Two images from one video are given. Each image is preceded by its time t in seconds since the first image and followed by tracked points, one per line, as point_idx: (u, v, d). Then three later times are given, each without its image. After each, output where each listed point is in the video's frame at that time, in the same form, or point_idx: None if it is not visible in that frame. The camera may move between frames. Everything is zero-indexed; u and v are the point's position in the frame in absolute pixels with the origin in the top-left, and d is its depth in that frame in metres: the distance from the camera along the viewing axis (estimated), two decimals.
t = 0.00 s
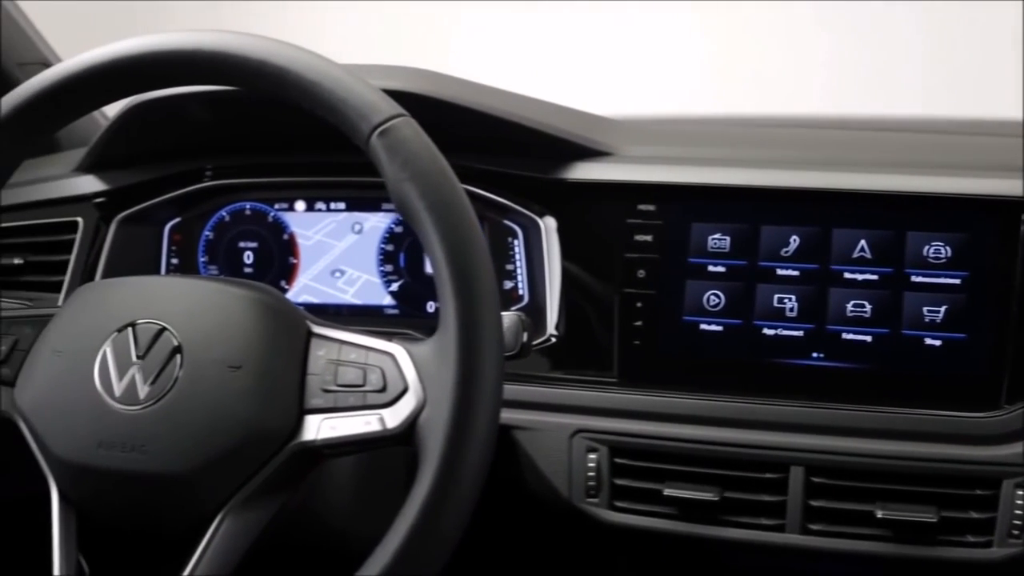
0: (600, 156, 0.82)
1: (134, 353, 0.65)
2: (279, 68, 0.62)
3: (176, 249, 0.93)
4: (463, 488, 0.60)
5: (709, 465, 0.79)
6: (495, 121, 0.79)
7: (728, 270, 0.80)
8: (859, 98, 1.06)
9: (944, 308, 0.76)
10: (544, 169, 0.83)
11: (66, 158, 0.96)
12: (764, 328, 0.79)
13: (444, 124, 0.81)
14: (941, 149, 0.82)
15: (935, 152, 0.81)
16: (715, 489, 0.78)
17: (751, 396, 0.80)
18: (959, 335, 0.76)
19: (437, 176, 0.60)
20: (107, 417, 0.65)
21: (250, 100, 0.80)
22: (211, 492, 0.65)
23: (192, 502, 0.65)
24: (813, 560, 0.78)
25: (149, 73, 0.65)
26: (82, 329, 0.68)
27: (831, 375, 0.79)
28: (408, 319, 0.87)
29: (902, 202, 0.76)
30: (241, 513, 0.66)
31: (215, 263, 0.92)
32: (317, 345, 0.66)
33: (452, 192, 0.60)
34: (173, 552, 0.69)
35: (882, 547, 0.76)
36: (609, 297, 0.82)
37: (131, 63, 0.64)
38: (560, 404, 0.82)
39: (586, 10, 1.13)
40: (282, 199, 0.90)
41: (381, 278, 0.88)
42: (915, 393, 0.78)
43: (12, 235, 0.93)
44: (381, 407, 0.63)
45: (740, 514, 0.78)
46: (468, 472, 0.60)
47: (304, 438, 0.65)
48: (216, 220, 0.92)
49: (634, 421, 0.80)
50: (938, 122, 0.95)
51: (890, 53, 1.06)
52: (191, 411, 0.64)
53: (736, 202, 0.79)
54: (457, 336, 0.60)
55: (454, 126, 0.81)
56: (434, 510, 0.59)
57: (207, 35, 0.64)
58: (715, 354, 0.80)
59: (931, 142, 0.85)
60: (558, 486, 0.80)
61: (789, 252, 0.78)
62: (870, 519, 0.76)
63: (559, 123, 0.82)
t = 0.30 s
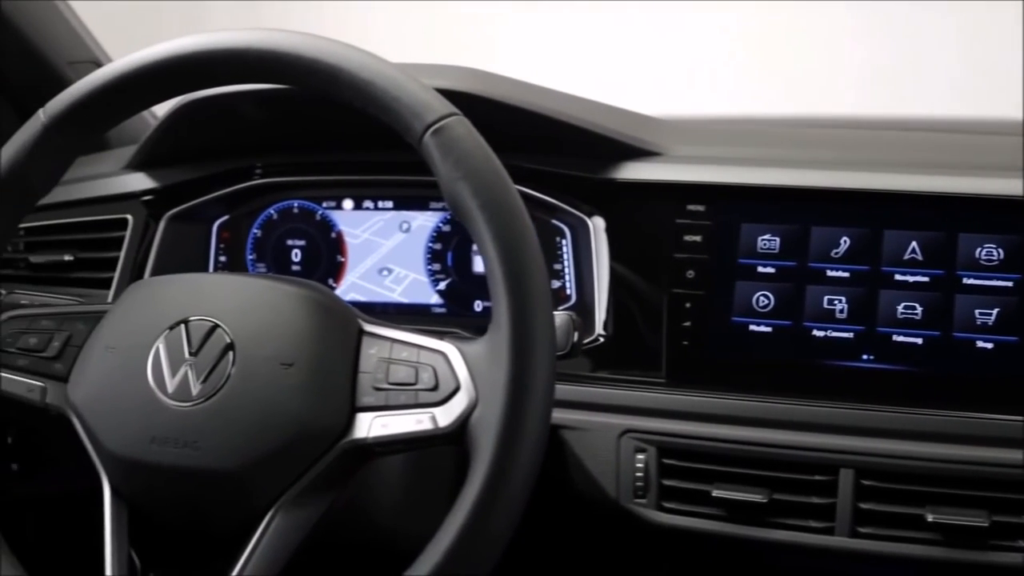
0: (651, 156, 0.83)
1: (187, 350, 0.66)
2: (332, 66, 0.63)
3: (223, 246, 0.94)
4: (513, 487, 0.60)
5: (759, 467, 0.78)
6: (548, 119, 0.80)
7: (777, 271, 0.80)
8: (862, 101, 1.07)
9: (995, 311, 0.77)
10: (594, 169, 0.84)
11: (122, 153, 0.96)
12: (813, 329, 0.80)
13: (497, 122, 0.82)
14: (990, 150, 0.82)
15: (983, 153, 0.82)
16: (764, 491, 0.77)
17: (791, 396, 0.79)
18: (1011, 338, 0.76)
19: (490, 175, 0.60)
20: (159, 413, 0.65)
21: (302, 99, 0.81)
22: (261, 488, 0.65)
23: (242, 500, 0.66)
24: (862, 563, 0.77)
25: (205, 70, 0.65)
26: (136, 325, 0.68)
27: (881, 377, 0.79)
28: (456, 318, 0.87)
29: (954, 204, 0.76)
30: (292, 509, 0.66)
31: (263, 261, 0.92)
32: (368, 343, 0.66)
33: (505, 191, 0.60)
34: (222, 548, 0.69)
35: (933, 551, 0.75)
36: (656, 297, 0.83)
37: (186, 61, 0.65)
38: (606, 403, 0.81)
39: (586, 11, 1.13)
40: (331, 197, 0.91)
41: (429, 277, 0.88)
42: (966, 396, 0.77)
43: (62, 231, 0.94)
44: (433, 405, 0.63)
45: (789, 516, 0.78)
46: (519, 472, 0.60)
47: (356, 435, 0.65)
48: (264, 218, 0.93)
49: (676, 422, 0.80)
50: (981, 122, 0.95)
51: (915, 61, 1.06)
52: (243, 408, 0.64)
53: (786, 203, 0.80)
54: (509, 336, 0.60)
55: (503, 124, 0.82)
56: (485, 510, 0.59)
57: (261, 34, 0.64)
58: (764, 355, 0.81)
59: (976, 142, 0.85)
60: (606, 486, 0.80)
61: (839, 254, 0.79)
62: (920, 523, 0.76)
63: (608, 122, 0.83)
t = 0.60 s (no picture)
0: (687, 156, 0.84)
1: (226, 348, 0.65)
2: (372, 65, 0.63)
3: (260, 244, 0.94)
4: (553, 487, 0.60)
5: (795, 469, 0.78)
6: (584, 119, 0.81)
7: (814, 271, 0.80)
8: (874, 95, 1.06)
9: None
10: (632, 168, 0.84)
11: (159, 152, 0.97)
12: (851, 331, 0.79)
13: (534, 121, 0.82)
14: None
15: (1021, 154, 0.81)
16: (801, 492, 0.77)
17: (814, 396, 0.79)
18: None
19: (530, 175, 0.60)
20: (198, 410, 0.65)
21: (341, 99, 0.81)
22: (296, 487, 0.65)
23: (277, 500, 0.65)
24: (901, 566, 0.77)
25: (246, 69, 0.65)
26: (175, 323, 0.69)
27: (919, 379, 0.78)
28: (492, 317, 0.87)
29: (993, 205, 0.76)
30: (330, 507, 0.65)
31: (299, 259, 0.93)
32: (407, 342, 0.67)
33: (545, 192, 0.60)
34: (258, 549, 0.69)
35: (971, 554, 0.75)
36: (692, 298, 0.83)
37: (226, 61, 0.65)
38: (641, 401, 0.81)
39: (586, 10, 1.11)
40: (367, 196, 0.91)
41: (465, 276, 0.88)
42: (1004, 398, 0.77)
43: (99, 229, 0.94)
44: (471, 404, 0.63)
45: (825, 519, 0.77)
46: (558, 472, 0.59)
47: (394, 434, 0.65)
48: (300, 217, 0.93)
49: (709, 422, 0.80)
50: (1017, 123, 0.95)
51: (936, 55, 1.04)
52: (282, 405, 0.64)
53: (824, 203, 0.79)
54: (548, 335, 0.60)
55: (539, 122, 0.82)
56: (523, 511, 0.59)
57: (301, 34, 0.64)
58: (800, 356, 0.80)
59: (1015, 143, 0.85)
60: (641, 487, 0.79)
61: (877, 255, 0.79)
62: (958, 526, 0.75)
63: (644, 122, 0.84)
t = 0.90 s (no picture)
0: (723, 156, 0.83)
1: (264, 347, 0.66)
2: (410, 64, 0.63)
3: (295, 244, 0.94)
4: (592, 488, 0.59)
5: (832, 471, 0.78)
6: (620, 118, 0.81)
7: (851, 272, 0.80)
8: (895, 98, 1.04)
9: None
10: (669, 168, 0.84)
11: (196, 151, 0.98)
12: (889, 332, 0.79)
13: (570, 120, 0.82)
14: None
15: None
16: (837, 493, 0.77)
17: (845, 397, 0.80)
18: None
19: (570, 174, 0.60)
20: (237, 408, 0.65)
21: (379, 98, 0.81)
22: (336, 485, 0.65)
23: (316, 497, 0.65)
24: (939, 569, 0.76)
25: (286, 67, 0.66)
26: (214, 322, 0.69)
27: (958, 381, 0.78)
28: (527, 316, 0.88)
29: None
30: (367, 506, 0.65)
31: (334, 258, 0.93)
32: (444, 341, 0.67)
33: (584, 191, 0.60)
34: (295, 546, 0.69)
35: (1008, 558, 0.74)
36: (728, 299, 0.83)
37: (265, 60, 0.65)
38: (672, 401, 0.82)
39: (586, 10, 1.13)
40: (402, 195, 0.91)
41: (500, 276, 0.89)
42: None
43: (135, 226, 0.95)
44: (510, 404, 0.63)
45: (862, 521, 0.77)
46: (597, 473, 0.59)
47: (432, 433, 0.65)
48: (336, 216, 0.93)
49: (741, 424, 0.80)
50: None
51: (960, 56, 1.01)
52: (320, 404, 0.64)
53: (860, 204, 0.79)
54: (587, 335, 0.59)
55: (576, 122, 0.82)
56: (562, 511, 0.58)
57: (339, 33, 0.65)
58: (837, 357, 0.80)
59: None
60: (677, 487, 0.79)
61: (915, 256, 0.78)
62: (996, 530, 0.74)
63: (680, 122, 0.84)
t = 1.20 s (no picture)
0: (757, 157, 0.83)
1: (300, 345, 0.65)
2: (447, 63, 0.62)
3: (328, 243, 0.95)
4: (627, 492, 0.58)
5: (867, 473, 0.78)
6: (654, 118, 0.80)
7: (887, 274, 0.79)
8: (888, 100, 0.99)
9: None
10: (703, 169, 0.84)
11: (229, 151, 0.98)
12: (924, 334, 0.79)
13: (604, 120, 0.82)
14: None
15: None
16: (872, 496, 0.77)
17: (888, 398, 0.79)
18: None
19: (607, 173, 0.59)
20: (273, 406, 0.65)
21: (413, 97, 0.81)
22: (372, 483, 0.65)
23: (352, 495, 0.65)
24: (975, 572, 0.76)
25: (324, 65, 0.66)
26: (250, 319, 0.69)
27: (994, 383, 0.77)
28: (559, 316, 0.88)
29: None
30: (401, 505, 0.65)
31: (367, 257, 0.94)
32: (480, 340, 0.66)
33: (622, 191, 0.60)
34: (331, 544, 0.69)
35: None
36: (762, 300, 0.83)
37: (303, 58, 0.65)
38: (700, 402, 0.82)
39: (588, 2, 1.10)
40: (435, 194, 0.92)
41: (533, 276, 0.89)
42: None
43: (168, 224, 0.95)
44: (547, 404, 0.62)
45: (897, 523, 0.77)
46: (632, 475, 0.58)
47: (468, 432, 0.64)
48: (369, 215, 0.94)
49: (776, 424, 0.80)
50: None
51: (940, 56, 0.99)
52: (355, 402, 0.64)
53: (896, 205, 0.79)
54: (624, 334, 0.59)
55: (611, 122, 0.82)
56: (598, 511, 0.57)
57: (375, 32, 0.64)
58: (872, 359, 0.80)
59: None
60: (710, 487, 0.80)
61: (951, 258, 0.78)
62: None
63: (714, 122, 0.84)
